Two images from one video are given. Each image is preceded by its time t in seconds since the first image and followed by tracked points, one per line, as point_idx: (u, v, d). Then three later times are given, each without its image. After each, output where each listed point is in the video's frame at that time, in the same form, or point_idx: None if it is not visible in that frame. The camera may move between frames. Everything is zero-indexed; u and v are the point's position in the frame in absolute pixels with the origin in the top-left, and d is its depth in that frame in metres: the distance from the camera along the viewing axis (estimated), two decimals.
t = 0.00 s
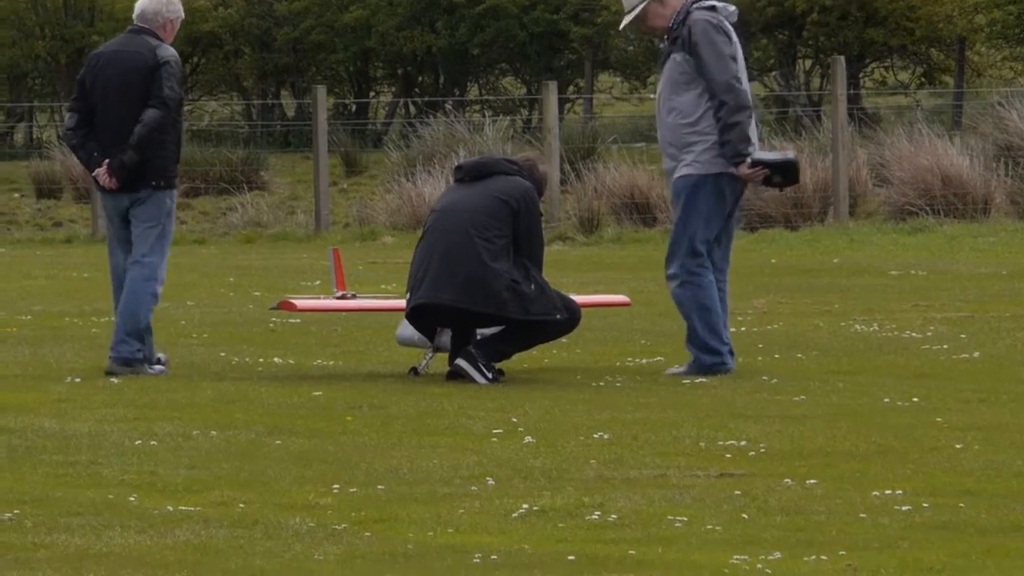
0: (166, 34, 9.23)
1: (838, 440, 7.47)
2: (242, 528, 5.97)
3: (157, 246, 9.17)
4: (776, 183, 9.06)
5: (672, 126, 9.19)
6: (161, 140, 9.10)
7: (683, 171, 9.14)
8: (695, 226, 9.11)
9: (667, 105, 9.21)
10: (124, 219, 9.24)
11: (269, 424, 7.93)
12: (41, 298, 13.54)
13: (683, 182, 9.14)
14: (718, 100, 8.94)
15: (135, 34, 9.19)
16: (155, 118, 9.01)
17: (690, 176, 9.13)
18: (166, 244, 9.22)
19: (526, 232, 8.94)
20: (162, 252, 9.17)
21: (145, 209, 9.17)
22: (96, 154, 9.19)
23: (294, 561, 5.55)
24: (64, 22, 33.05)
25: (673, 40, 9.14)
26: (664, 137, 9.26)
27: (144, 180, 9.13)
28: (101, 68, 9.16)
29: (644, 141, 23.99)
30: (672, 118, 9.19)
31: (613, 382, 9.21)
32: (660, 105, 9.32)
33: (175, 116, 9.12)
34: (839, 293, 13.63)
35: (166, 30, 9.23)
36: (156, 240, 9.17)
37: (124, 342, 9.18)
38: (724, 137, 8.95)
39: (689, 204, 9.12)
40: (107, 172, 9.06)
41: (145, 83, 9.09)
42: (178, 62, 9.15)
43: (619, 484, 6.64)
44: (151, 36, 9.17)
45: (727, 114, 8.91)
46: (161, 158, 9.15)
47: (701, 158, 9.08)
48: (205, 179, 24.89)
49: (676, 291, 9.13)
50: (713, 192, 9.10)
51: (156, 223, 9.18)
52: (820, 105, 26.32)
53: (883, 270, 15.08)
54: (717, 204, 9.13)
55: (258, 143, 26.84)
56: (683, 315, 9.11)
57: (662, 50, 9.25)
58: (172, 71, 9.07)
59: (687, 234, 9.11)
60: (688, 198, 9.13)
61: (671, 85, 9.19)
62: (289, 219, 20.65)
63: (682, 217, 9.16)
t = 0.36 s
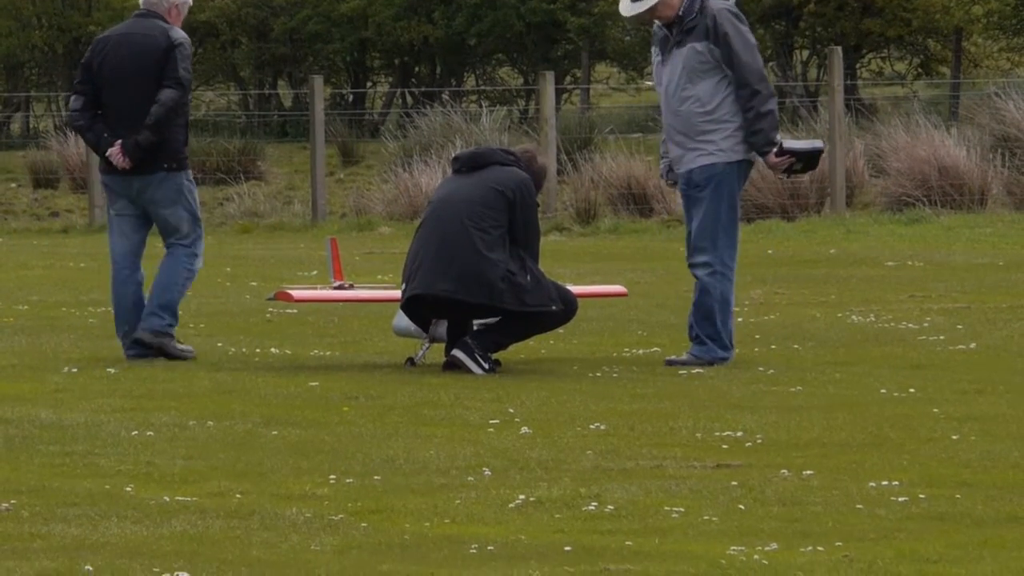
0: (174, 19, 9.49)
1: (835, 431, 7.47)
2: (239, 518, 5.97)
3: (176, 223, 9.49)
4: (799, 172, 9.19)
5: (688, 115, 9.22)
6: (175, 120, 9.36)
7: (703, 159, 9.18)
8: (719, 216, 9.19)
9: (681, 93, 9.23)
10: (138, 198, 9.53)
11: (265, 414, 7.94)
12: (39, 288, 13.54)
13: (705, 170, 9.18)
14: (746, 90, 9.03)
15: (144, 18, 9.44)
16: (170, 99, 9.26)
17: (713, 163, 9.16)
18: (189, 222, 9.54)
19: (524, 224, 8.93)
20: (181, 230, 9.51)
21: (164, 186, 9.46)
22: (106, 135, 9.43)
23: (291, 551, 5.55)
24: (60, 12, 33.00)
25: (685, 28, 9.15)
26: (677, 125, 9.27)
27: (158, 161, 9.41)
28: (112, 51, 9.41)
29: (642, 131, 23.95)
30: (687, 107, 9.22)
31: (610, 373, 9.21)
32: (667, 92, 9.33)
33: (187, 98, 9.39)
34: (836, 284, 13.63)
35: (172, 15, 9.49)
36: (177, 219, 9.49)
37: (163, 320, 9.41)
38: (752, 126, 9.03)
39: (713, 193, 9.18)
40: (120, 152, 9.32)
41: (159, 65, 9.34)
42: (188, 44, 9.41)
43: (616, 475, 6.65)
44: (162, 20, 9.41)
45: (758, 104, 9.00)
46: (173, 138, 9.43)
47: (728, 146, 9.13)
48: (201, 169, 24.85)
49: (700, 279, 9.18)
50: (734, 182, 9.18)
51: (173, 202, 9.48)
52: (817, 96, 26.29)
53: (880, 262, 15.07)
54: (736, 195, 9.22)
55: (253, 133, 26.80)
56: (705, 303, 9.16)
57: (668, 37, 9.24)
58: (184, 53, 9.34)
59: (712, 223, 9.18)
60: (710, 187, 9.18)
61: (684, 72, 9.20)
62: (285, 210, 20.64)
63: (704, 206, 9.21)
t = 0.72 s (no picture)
0: (202, 28, 9.44)
1: (833, 436, 7.48)
2: (237, 524, 5.97)
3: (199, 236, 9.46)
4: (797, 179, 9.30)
5: (691, 123, 9.20)
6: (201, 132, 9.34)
7: (709, 169, 9.18)
8: (727, 223, 9.19)
9: (684, 102, 9.20)
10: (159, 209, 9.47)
11: (264, 419, 7.93)
12: (38, 294, 13.53)
13: (712, 178, 9.18)
14: (752, 102, 9.07)
15: (171, 27, 9.39)
16: (198, 111, 9.23)
17: (717, 172, 9.16)
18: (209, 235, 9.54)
19: (523, 230, 8.93)
20: (204, 243, 9.47)
21: (186, 198, 9.43)
22: (131, 143, 9.39)
23: (289, 557, 5.55)
24: (59, 17, 33.02)
25: (691, 38, 9.10)
26: (679, 133, 9.25)
27: (184, 171, 9.38)
28: (139, 60, 9.36)
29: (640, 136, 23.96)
30: (691, 116, 9.20)
31: (608, 378, 9.21)
32: (667, 100, 9.28)
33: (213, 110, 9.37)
34: (834, 289, 13.63)
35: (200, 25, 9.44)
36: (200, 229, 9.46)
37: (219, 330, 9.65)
38: (759, 137, 9.09)
39: (721, 201, 9.19)
40: (146, 162, 9.28)
41: (186, 76, 9.31)
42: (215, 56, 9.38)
43: (614, 480, 6.65)
44: (190, 31, 9.37)
45: (766, 116, 9.05)
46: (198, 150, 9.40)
47: (733, 154, 9.16)
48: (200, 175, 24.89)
49: (706, 285, 9.16)
50: (741, 191, 9.20)
51: (196, 215, 9.45)
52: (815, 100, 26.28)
53: (878, 267, 15.07)
54: (742, 203, 9.23)
55: (252, 138, 26.81)
56: (712, 310, 9.16)
57: (670, 45, 9.18)
58: (213, 65, 9.31)
59: (719, 230, 9.18)
60: (717, 196, 9.18)
61: (688, 81, 9.17)
62: (284, 215, 20.65)
63: (711, 214, 9.21)
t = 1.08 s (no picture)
0: (246, 34, 9.45)
1: (836, 445, 7.47)
2: (240, 533, 5.97)
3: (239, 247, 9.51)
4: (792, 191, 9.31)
5: (690, 135, 9.19)
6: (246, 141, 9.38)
7: (707, 181, 9.18)
8: (727, 234, 9.18)
9: (684, 114, 9.18)
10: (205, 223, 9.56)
11: (265, 429, 7.93)
12: (40, 303, 13.53)
13: (709, 190, 9.17)
14: (752, 116, 9.07)
15: (214, 35, 9.40)
16: (241, 123, 9.26)
17: (715, 184, 9.16)
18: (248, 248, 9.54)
19: (524, 238, 8.95)
20: (240, 254, 9.49)
21: (229, 208, 9.47)
22: (178, 154, 9.46)
23: (291, 565, 5.55)
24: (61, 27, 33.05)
25: (693, 50, 9.08)
26: (676, 143, 9.23)
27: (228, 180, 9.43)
28: (182, 69, 9.39)
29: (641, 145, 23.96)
30: (689, 127, 9.18)
31: (610, 387, 9.21)
32: (666, 110, 9.26)
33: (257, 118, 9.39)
34: (836, 298, 13.63)
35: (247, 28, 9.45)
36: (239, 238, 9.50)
37: (228, 348, 9.62)
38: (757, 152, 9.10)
39: (719, 213, 9.18)
40: (191, 173, 9.34)
41: (229, 86, 9.33)
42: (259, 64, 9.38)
43: (617, 490, 6.64)
44: (232, 39, 9.39)
45: (765, 130, 9.06)
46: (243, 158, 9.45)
47: (731, 166, 9.16)
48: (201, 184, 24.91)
49: (709, 298, 9.17)
50: (740, 202, 9.20)
51: (237, 224, 9.49)
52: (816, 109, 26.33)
53: (880, 275, 15.08)
54: (742, 214, 9.24)
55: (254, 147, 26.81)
56: (715, 321, 9.17)
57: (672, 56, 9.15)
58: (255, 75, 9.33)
59: (719, 241, 9.17)
60: (715, 207, 9.18)
61: (687, 93, 9.15)
62: (286, 224, 20.65)
63: (710, 225, 9.21)
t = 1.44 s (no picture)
0: (281, 38, 9.58)
1: (835, 450, 7.47)
2: (239, 537, 5.97)
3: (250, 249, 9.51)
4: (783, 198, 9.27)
5: (679, 142, 9.19)
6: (263, 142, 9.46)
7: (697, 187, 9.17)
8: (720, 240, 9.18)
9: (673, 122, 9.19)
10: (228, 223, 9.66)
11: (265, 433, 7.93)
12: (39, 307, 13.54)
13: (700, 196, 9.16)
14: (740, 123, 9.05)
15: (247, 39, 9.57)
16: (248, 123, 9.36)
17: (705, 191, 9.16)
18: (261, 247, 9.57)
19: (523, 241, 8.95)
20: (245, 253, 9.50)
21: (247, 209, 9.56)
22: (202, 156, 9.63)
23: (290, 570, 5.55)
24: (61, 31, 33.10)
25: (682, 60, 9.10)
26: (666, 152, 9.23)
27: (246, 180, 9.52)
28: (210, 72, 9.57)
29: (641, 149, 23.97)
30: (679, 135, 9.18)
31: (609, 391, 9.21)
32: (656, 118, 9.27)
33: (274, 121, 9.45)
34: (835, 303, 13.63)
35: (284, 33, 9.58)
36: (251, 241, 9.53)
37: (226, 351, 9.62)
38: (746, 158, 9.07)
39: (710, 219, 9.17)
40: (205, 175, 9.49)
41: (248, 88, 9.46)
42: (282, 67, 9.47)
43: (616, 494, 6.65)
44: (263, 44, 9.54)
45: (753, 138, 9.04)
46: (263, 160, 9.52)
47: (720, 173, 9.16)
48: (201, 188, 24.94)
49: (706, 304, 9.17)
50: (730, 209, 9.20)
51: (253, 225, 9.56)
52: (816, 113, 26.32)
53: (879, 280, 15.08)
54: (733, 220, 9.23)
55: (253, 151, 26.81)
56: (713, 327, 9.16)
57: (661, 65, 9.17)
58: (271, 77, 9.40)
59: (713, 247, 9.17)
60: (704, 213, 9.17)
61: (677, 102, 9.16)
62: (285, 228, 20.66)
63: (699, 231, 9.19)
